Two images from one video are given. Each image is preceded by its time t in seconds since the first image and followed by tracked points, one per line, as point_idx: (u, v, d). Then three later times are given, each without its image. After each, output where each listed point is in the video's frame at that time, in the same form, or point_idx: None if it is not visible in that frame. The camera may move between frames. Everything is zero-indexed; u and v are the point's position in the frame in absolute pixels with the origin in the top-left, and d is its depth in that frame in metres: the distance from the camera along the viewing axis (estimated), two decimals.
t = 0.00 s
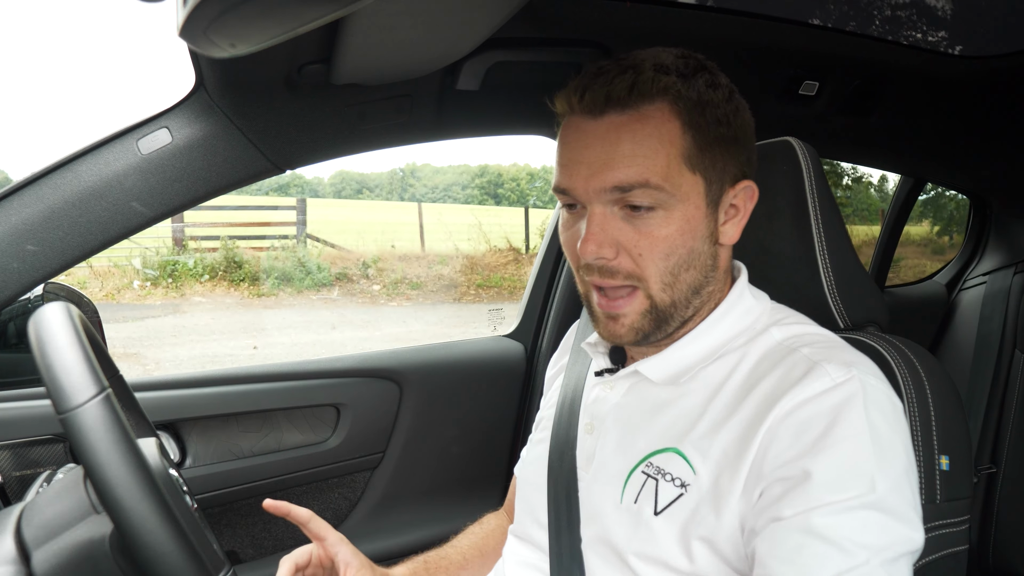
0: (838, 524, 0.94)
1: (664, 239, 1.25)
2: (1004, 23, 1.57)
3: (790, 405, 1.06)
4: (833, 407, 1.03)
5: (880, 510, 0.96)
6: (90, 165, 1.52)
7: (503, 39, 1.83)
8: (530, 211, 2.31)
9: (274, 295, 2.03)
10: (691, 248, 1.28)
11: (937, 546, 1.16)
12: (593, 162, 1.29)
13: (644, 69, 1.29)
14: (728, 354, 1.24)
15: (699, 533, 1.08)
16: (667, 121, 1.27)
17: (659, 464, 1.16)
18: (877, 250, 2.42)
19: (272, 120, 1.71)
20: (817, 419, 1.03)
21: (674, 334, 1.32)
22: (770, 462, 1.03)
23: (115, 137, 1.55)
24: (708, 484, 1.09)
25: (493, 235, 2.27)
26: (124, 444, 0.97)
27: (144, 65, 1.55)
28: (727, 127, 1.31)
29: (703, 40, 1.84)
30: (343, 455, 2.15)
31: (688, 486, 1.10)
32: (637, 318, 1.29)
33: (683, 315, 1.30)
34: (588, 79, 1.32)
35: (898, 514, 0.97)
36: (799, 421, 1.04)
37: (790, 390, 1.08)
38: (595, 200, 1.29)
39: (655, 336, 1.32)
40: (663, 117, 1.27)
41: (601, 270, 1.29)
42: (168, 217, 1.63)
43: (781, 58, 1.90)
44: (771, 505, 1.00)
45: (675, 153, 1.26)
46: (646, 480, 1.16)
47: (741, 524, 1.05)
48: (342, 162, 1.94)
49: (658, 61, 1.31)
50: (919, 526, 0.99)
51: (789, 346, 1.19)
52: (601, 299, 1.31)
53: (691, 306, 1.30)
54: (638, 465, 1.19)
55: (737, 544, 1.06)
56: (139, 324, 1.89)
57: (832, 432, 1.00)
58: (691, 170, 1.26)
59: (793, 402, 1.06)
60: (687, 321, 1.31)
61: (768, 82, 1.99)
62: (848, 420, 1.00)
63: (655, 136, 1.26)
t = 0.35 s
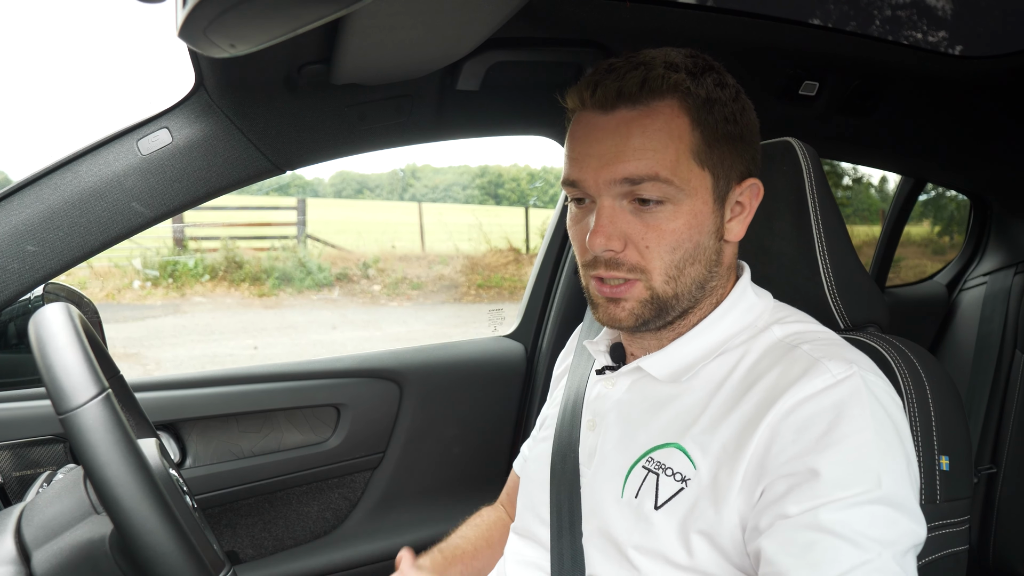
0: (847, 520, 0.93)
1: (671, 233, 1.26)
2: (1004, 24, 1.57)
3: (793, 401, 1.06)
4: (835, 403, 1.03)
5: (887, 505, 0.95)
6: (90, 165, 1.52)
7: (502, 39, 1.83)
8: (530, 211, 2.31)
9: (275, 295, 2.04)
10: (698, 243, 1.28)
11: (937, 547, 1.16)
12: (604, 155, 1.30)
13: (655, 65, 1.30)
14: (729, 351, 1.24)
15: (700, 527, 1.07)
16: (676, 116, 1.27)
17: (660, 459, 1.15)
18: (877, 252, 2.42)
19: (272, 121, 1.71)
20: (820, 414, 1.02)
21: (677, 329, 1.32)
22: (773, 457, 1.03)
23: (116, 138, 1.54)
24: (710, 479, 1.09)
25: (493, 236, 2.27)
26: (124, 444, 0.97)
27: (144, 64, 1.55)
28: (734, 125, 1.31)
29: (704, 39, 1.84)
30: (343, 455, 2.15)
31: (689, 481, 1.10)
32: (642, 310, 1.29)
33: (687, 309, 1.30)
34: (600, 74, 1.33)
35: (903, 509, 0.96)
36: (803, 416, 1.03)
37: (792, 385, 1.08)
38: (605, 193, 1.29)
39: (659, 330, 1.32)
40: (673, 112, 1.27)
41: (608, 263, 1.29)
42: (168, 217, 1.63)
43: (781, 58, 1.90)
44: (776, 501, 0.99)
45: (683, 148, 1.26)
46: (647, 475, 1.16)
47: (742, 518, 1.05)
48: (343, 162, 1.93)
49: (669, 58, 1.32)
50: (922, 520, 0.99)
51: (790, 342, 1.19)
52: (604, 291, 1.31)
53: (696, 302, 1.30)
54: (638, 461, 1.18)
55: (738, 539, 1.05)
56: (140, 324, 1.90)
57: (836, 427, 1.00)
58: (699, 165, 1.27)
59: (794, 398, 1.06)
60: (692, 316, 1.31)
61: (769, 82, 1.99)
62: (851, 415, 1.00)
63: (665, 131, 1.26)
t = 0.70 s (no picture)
0: (891, 516, 0.93)
1: (706, 214, 1.32)
2: (1004, 23, 1.57)
3: (814, 399, 1.06)
4: (860, 399, 1.03)
5: (923, 497, 0.96)
6: (90, 165, 1.52)
7: (503, 39, 1.83)
8: (530, 211, 2.32)
9: (275, 295, 2.04)
10: (726, 228, 1.33)
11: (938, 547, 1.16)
12: (643, 136, 1.35)
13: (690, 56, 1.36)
14: (736, 347, 1.24)
15: (721, 527, 1.07)
16: (710, 104, 1.34)
17: (672, 457, 1.15)
18: (876, 249, 2.42)
19: (273, 122, 1.71)
20: (845, 410, 1.02)
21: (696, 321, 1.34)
22: (801, 455, 1.02)
23: (116, 137, 1.54)
24: (726, 476, 1.08)
25: (493, 235, 2.27)
26: (124, 444, 0.97)
27: (143, 64, 1.55)
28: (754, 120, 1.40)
29: (703, 39, 1.84)
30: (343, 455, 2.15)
31: (704, 479, 1.10)
32: (670, 295, 1.31)
33: (714, 296, 1.32)
34: (634, 62, 1.38)
35: (934, 499, 0.98)
36: (829, 413, 1.03)
37: (809, 381, 1.08)
38: (642, 174, 1.35)
39: (681, 319, 1.33)
40: (706, 99, 1.34)
41: (642, 244, 1.33)
42: (168, 217, 1.63)
43: (782, 58, 1.90)
44: (814, 504, 0.98)
45: (717, 134, 1.34)
46: (659, 474, 1.15)
47: (767, 517, 1.04)
48: (343, 162, 1.94)
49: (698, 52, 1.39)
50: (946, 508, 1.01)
51: (799, 336, 1.19)
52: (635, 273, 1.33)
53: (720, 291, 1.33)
54: (649, 459, 1.18)
55: (764, 539, 1.04)
56: (139, 324, 1.90)
57: (863, 423, 1.00)
58: (730, 152, 1.34)
59: (814, 395, 1.06)
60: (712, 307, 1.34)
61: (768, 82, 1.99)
62: (876, 412, 1.01)
63: (700, 116, 1.33)
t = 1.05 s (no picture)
0: (889, 519, 0.92)
1: (685, 230, 1.28)
2: (1004, 23, 1.57)
3: (812, 398, 1.05)
4: (856, 398, 1.02)
5: (921, 501, 0.95)
6: (90, 165, 1.52)
7: (502, 39, 1.84)
8: (530, 211, 2.30)
9: (274, 295, 2.04)
10: (711, 237, 1.30)
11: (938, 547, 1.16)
12: (613, 156, 1.30)
13: (662, 65, 1.30)
14: (737, 347, 1.24)
15: (719, 524, 1.06)
16: (684, 116, 1.28)
17: (671, 455, 1.15)
18: (877, 249, 2.41)
19: (272, 120, 1.71)
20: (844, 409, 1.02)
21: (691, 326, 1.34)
22: (799, 456, 1.02)
23: (115, 138, 1.55)
24: (724, 475, 1.08)
25: (493, 236, 2.27)
26: (124, 444, 0.97)
27: (144, 64, 1.55)
28: (740, 123, 1.33)
29: (704, 40, 1.84)
30: (343, 455, 2.15)
31: (703, 476, 1.10)
32: (657, 310, 1.31)
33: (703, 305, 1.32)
34: (606, 74, 1.33)
35: (932, 502, 0.97)
36: (827, 413, 1.02)
37: (808, 381, 1.08)
38: (615, 192, 1.31)
39: (674, 330, 1.33)
40: (680, 112, 1.28)
41: (623, 262, 1.32)
42: (168, 217, 1.63)
43: (782, 58, 1.90)
44: (811, 507, 0.97)
45: (694, 147, 1.28)
46: (658, 471, 1.16)
47: (766, 517, 1.04)
48: (342, 162, 1.94)
49: (673, 58, 1.31)
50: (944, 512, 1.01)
51: (798, 336, 1.19)
52: (618, 289, 1.33)
53: (709, 299, 1.32)
54: (649, 457, 1.18)
55: (763, 540, 1.04)
56: (140, 325, 1.90)
57: (862, 423, 0.99)
58: (708, 164, 1.28)
59: (813, 395, 1.06)
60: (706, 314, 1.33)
61: (768, 83, 1.99)
62: (875, 412, 1.00)
63: (674, 130, 1.27)
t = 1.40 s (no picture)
0: (880, 521, 0.92)
1: (676, 231, 1.27)
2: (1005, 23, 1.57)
3: (798, 401, 1.05)
4: (842, 399, 1.02)
5: (913, 500, 0.95)
6: (90, 165, 1.52)
7: (502, 39, 1.83)
8: (530, 211, 2.29)
9: (274, 294, 2.04)
10: (701, 240, 1.29)
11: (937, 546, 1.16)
12: (608, 153, 1.30)
13: (660, 63, 1.31)
14: (725, 349, 1.23)
15: (710, 527, 1.07)
16: (680, 114, 1.28)
17: (661, 459, 1.15)
18: (876, 249, 2.41)
19: (272, 120, 1.71)
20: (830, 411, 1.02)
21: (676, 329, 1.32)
22: (787, 459, 1.01)
23: (115, 137, 1.54)
24: (713, 478, 1.08)
25: (493, 235, 2.27)
26: (124, 444, 0.97)
27: (144, 64, 1.55)
28: (735, 124, 1.33)
29: (704, 39, 1.84)
30: (343, 455, 2.15)
31: (692, 479, 1.10)
32: (643, 308, 1.29)
33: (689, 306, 1.31)
34: (604, 70, 1.34)
35: (925, 500, 0.97)
36: (813, 415, 1.02)
37: (794, 382, 1.08)
38: (609, 190, 1.30)
39: (657, 327, 1.32)
40: (676, 110, 1.28)
41: (611, 261, 1.29)
42: (168, 217, 1.63)
43: (782, 58, 1.90)
44: (802, 511, 0.97)
45: (689, 145, 1.27)
46: (648, 475, 1.16)
47: (756, 520, 1.04)
48: (342, 162, 1.93)
49: (671, 57, 1.32)
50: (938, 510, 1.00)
51: (785, 337, 1.19)
52: (605, 286, 1.31)
53: (697, 299, 1.31)
54: (639, 461, 1.18)
55: (755, 543, 1.04)
56: (139, 324, 1.89)
57: (849, 424, 0.99)
58: (703, 163, 1.28)
59: (799, 397, 1.05)
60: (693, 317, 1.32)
61: (769, 83, 1.99)
62: (862, 412, 1.00)
63: (670, 128, 1.27)
